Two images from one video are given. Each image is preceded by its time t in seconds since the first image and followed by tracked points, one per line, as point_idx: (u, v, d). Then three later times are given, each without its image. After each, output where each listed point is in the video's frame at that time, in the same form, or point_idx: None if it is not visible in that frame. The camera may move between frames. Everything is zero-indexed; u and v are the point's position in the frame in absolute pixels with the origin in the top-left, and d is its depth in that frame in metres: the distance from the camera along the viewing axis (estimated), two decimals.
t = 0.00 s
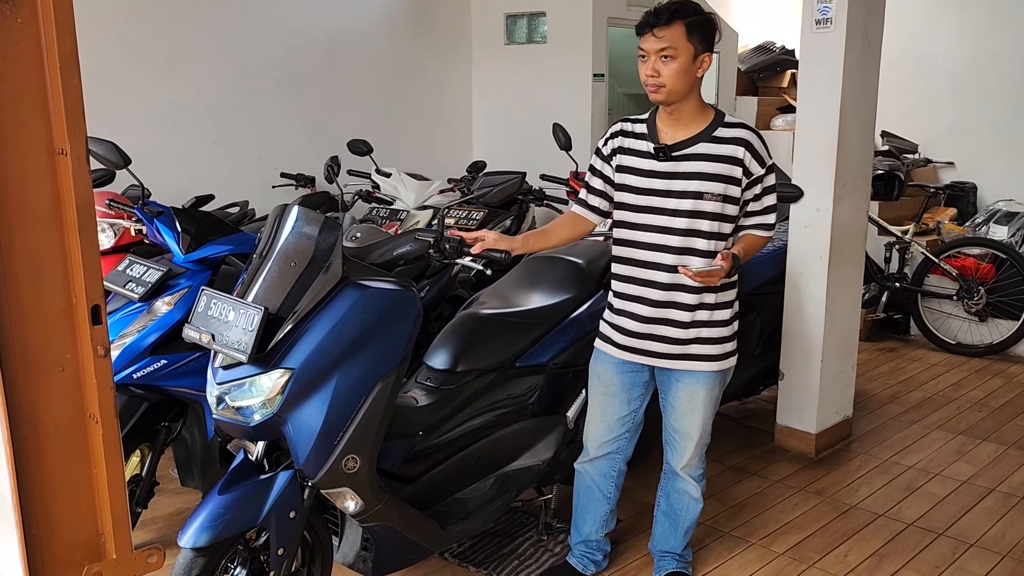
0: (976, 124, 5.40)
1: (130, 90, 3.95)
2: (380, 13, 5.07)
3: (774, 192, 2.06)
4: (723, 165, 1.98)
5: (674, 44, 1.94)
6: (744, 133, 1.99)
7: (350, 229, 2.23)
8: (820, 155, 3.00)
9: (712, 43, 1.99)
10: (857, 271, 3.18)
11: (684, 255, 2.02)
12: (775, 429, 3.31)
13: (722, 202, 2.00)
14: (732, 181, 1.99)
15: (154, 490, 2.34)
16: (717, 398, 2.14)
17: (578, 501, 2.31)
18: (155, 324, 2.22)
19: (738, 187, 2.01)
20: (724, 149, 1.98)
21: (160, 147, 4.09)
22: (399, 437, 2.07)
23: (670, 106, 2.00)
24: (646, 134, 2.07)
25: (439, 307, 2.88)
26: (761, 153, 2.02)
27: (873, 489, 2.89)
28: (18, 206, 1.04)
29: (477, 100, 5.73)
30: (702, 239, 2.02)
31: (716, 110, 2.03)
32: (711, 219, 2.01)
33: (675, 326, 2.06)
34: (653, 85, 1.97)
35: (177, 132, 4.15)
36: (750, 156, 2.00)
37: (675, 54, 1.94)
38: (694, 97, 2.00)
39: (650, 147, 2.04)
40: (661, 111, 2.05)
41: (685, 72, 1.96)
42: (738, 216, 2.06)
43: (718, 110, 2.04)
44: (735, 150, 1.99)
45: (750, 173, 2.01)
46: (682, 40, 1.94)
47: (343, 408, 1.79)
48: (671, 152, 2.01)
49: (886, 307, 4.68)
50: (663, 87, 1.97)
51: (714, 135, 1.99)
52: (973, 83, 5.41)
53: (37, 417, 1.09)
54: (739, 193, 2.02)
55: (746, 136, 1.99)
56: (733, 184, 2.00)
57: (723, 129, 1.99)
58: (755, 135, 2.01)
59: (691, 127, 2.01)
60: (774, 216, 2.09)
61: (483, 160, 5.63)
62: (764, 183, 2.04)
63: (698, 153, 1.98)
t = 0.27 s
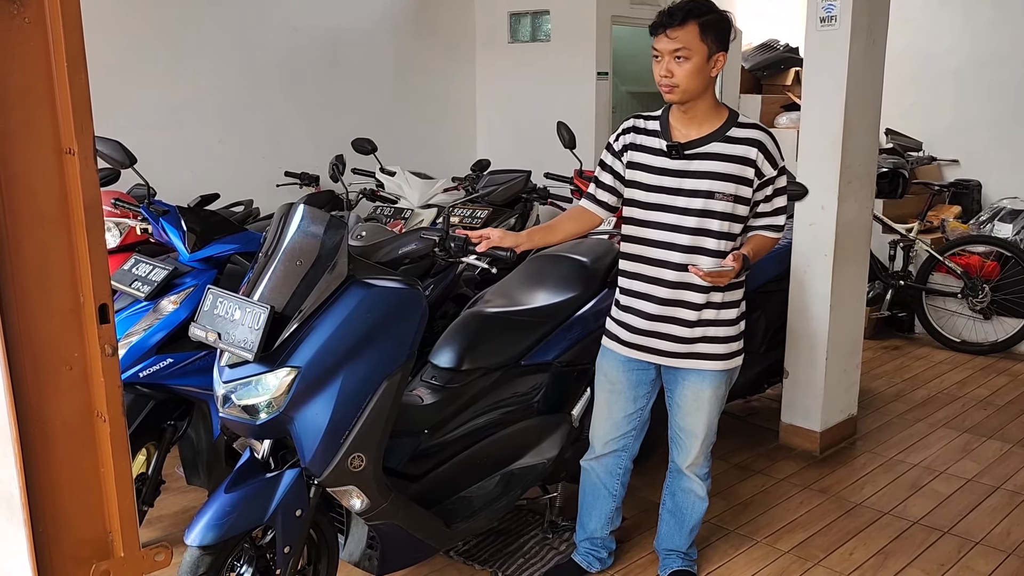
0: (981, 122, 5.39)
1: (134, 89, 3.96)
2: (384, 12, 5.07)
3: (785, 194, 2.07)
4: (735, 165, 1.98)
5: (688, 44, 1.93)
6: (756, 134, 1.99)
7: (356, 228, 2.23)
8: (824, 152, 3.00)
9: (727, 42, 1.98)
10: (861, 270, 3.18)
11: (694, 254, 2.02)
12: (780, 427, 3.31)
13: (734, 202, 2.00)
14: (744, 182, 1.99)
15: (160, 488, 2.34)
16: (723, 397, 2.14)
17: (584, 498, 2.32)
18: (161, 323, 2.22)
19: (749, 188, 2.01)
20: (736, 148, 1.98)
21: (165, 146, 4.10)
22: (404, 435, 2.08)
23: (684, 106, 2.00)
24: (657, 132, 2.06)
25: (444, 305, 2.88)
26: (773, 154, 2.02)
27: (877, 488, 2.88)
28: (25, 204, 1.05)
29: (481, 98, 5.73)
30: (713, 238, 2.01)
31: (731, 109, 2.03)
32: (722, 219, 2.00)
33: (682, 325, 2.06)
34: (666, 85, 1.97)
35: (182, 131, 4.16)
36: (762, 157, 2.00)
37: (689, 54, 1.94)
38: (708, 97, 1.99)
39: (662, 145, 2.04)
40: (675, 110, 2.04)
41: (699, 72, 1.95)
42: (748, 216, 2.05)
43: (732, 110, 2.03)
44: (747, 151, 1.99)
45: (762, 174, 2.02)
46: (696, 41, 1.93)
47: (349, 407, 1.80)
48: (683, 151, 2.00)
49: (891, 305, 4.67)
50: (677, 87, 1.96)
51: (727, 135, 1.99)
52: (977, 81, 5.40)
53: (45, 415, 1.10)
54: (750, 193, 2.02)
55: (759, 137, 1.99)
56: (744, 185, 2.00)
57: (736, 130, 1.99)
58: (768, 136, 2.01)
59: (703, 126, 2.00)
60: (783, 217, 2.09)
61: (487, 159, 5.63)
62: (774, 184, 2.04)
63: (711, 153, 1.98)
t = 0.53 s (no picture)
0: (983, 121, 5.39)
1: (136, 91, 3.96)
2: (386, 13, 5.07)
3: (791, 193, 2.06)
4: (743, 165, 1.98)
5: (694, 52, 1.93)
6: (764, 134, 2.00)
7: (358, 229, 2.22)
8: (826, 152, 3.00)
9: (734, 46, 1.97)
10: (863, 269, 3.18)
11: (702, 254, 2.02)
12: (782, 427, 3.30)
13: (742, 202, 2.00)
14: (752, 182, 2.00)
15: (163, 489, 2.35)
16: (725, 397, 2.14)
17: (585, 497, 2.32)
18: (164, 324, 2.22)
19: (757, 188, 2.01)
20: (744, 149, 1.98)
21: (167, 148, 4.10)
22: (406, 436, 2.08)
23: (690, 110, 2.00)
24: (664, 131, 2.05)
25: (446, 306, 2.88)
26: (780, 154, 2.02)
27: (880, 487, 2.88)
28: (28, 205, 1.05)
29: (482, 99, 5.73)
30: (721, 238, 2.02)
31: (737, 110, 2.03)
32: (731, 219, 2.01)
33: (685, 324, 2.06)
34: (673, 91, 1.97)
35: (184, 133, 4.17)
36: (769, 157, 2.00)
37: (695, 61, 1.94)
38: (715, 100, 1.99)
39: (670, 145, 2.03)
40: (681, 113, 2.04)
41: (705, 78, 1.95)
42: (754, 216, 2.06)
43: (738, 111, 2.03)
44: (756, 151, 1.99)
45: (769, 174, 2.02)
46: (702, 47, 1.93)
47: (351, 407, 1.80)
48: (691, 151, 2.00)
49: (893, 305, 4.67)
50: (684, 93, 1.96)
51: (735, 136, 1.99)
52: (979, 80, 5.40)
53: (48, 416, 1.10)
54: (758, 194, 2.02)
55: (766, 137, 2.00)
56: (752, 185, 2.00)
57: (744, 130, 1.99)
58: (775, 136, 2.02)
59: (710, 127, 2.00)
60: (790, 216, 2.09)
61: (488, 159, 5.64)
62: (781, 183, 2.04)
63: (719, 153, 1.99)
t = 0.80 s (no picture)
0: (980, 123, 5.40)
1: (134, 96, 3.97)
2: (384, 18, 5.09)
3: (791, 202, 2.07)
4: (746, 173, 1.99)
5: (704, 64, 1.92)
6: (768, 143, 2.00)
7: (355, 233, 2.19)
8: (823, 154, 3.01)
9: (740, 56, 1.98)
10: (861, 271, 3.18)
11: (700, 260, 2.03)
12: (781, 429, 3.31)
13: (743, 210, 2.01)
14: (753, 191, 2.00)
15: (161, 494, 2.35)
16: (720, 398, 2.15)
17: (582, 497, 2.32)
18: (162, 329, 2.23)
19: (758, 196, 2.02)
20: (748, 157, 1.99)
21: (165, 152, 4.11)
22: (403, 438, 2.08)
23: (696, 119, 2.00)
24: (668, 136, 2.05)
25: (444, 310, 2.88)
26: (782, 163, 2.03)
27: (878, 489, 2.89)
28: (28, 211, 1.05)
29: (480, 103, 5.75)
30: (720, 245, 2.03)
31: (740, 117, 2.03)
32: (731, 227, 2.02)
33: (678, 326, 2.07)
34: (682, 101, 1.96)
35: (182, 137, 4.17)
36: (772, 166, 2.01)
37: (705, 72, 1.93)
38: (721, 109, 1.99)
39: (673, 151, 2.03)
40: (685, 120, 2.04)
41: (714, 88, 1.95)
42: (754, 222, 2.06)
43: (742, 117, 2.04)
44: (758, 159, 2.00)
45: (770, 183, 2.02)
46: (712, 59, 1.92)
47: (349, 411, 1.80)
48: (694, 157, 2.00)
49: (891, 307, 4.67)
50: (692, 104, 1.96)
51: (739, 143, 1.99)
52: (976, 82, 5.41)
53: (46, 421, 1.10)
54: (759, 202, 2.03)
55: (770, 146, 2.00)
56: (754, 194, 2.01)
57: (748, 138, 1.99)
58: (778, 145, 2.02)
59: (715, 134, 2.00)
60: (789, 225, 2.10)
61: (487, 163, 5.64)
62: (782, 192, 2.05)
63: (722, 161, 1.99)
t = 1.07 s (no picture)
0: (974, 127, 5.42)
1: (130, 103, 3.97)
2: (380, 24, 5.10)
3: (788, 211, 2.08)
4: (744, 183, 1.99)
5: (709, 80, 1.92)
6: (766, 152, 2.01)
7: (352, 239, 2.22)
8: (817, 159, 3.02)
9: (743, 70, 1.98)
10: (856, 275, 3.19)
11: (698, 267, 2.03)
12: (777, 434, 3.31)
13: (740, 219, 2.02)
14: (751, 200, 2.01)
15: (157, 501, 2.34)
16: (716, 401, 2.15)
17: (577, 500, 2.32)
18: (157, 335, 2.23)
19: (756, 205, 2.02)
20: (746, 167, 1.99)
21: (161, 159, 4.11)
22: (398, 445, 2.08)
23: (697, 132, 2.00)
24: (666, 145, 2.05)
25: (440, 315, 2.89)
26: (780, 172, 2.03)
27: (874, 493, 2.89)
28: (22, 219, 1.05)
29: (476, 109, 5.76)
30: (718, 254, 2.03)
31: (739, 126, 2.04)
32: (729, 236, 2.02)
33: (675, 331, 2.08)
34: (685, 115, 1.95)
35: (178, 144, 4.17)
36: (770, 176, 2.01)
37: (709, 88, 1.93)
38: (722, 121, 2.00)
39: (672, 159, 2.03)
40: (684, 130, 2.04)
41: (718, 103, 1.95)
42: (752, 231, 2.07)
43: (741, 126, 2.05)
44: (756, 169, 2.00)
45: (768, 192, 2.03)
46: (716, 75, 1.92)
47: (344, 417, 1.80)
48: (693, 167, 2.01)
49: (886, 311, 4.68)
50: (695, 118, 1.95)
51: (737, 153, 1.99)
52: (970, 87, 5.43)
53: (40, 429, 1.10)
54: (756, 211, 2.03)
55: (769, 155, 2.01)
56: (751, 203, 2.01)
57: (747, 147, 2.00)
58: (776, 155, 2.03)
59: (716, 145, 2.00)
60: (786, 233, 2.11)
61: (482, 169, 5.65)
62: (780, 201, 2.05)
63: (721, 170, 1.99)
